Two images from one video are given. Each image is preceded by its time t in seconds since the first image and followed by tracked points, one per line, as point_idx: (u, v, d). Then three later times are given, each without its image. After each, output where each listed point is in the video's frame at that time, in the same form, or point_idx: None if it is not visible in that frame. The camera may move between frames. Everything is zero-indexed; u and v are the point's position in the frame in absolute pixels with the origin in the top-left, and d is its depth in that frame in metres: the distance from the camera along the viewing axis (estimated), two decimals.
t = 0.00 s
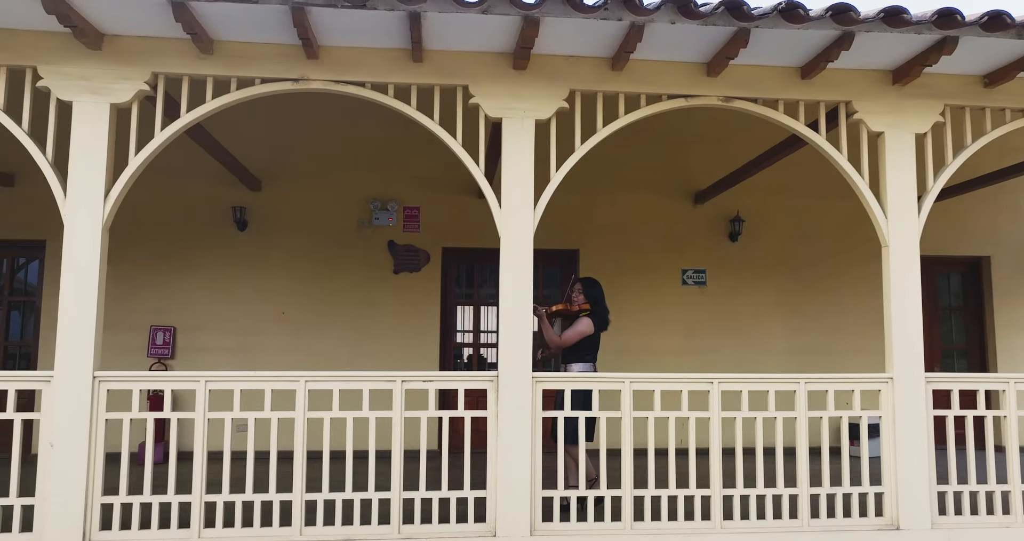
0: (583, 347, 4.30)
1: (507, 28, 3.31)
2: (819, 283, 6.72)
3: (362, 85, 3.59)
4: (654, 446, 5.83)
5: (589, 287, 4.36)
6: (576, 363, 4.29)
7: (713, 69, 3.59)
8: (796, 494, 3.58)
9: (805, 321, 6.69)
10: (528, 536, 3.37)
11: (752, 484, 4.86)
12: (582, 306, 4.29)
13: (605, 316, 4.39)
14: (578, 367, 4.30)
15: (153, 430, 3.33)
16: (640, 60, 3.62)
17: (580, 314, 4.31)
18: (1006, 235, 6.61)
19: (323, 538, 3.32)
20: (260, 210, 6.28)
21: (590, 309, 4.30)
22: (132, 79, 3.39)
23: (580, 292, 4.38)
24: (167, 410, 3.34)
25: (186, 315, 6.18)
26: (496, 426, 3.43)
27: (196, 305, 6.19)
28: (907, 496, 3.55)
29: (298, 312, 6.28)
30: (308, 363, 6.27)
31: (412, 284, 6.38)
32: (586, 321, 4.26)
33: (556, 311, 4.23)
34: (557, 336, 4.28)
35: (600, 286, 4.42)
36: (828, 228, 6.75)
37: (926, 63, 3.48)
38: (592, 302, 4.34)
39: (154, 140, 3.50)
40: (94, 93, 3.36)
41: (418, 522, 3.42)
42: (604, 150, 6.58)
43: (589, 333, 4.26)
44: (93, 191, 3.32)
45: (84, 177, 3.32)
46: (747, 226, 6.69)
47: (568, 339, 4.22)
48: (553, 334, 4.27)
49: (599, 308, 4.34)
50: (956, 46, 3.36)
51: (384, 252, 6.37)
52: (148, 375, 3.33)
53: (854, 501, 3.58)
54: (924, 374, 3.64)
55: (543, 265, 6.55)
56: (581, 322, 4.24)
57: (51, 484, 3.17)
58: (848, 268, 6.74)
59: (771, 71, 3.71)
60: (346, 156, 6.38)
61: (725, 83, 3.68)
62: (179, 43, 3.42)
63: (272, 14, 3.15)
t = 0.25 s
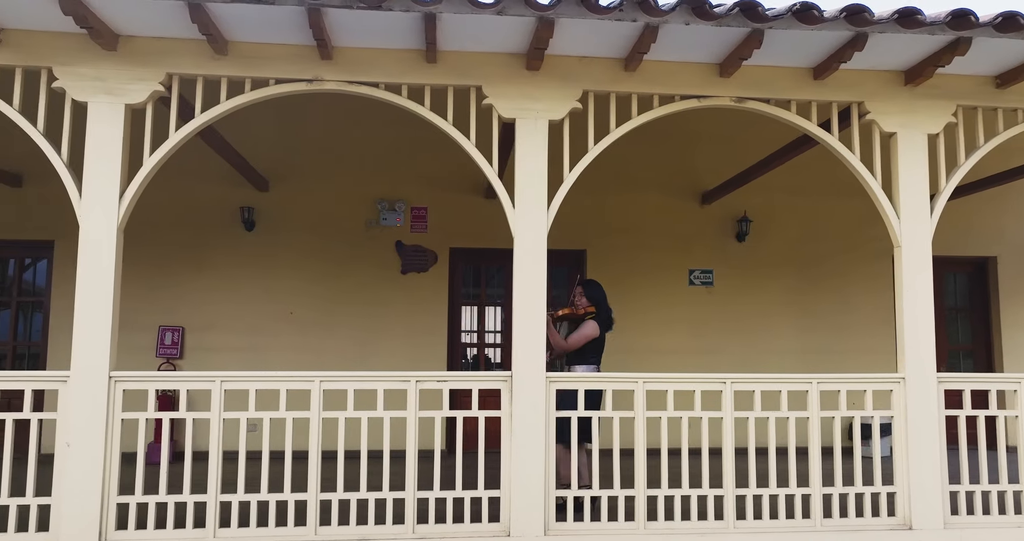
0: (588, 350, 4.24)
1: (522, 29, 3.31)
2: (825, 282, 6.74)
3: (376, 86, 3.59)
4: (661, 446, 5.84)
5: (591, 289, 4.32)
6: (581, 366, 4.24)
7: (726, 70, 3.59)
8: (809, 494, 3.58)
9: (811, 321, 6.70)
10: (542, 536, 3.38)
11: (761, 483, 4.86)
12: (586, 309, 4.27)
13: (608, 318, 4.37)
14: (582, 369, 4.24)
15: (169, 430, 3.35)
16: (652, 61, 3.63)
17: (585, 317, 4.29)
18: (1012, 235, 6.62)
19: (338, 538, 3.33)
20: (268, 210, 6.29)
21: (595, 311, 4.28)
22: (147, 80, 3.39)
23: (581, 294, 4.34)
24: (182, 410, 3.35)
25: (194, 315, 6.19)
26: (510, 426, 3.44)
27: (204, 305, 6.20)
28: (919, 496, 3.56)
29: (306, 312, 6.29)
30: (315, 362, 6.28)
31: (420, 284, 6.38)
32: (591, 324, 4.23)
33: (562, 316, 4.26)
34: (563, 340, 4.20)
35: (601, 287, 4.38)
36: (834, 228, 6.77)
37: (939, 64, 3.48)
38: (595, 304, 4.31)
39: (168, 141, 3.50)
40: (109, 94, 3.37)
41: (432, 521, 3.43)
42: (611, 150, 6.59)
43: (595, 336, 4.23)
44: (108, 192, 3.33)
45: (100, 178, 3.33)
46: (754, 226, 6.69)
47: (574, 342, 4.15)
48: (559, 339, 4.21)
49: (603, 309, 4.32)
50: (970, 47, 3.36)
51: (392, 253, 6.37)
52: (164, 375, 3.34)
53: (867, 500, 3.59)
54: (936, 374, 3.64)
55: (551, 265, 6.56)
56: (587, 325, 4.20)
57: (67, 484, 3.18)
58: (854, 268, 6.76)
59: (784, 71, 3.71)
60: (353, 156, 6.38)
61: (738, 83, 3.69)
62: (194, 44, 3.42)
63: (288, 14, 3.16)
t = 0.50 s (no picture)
0: (589, 352, 4.26)
1: (536, 30, 3.32)
2: (832, 283, 6.74)
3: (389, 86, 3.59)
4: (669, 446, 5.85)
5: (593, 291, 4.39)
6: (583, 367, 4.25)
7: (739, 71, 3.60)
8: (822, 495, 3.58)
9: (818, 321, 6.71)
10: (555, 537, 3.38)
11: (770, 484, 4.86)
12: (588, 311, 4.36)
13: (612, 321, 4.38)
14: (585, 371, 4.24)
15: (184, 430, 3.36)
16: (665, 62, 3.64)
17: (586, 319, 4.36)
18: (1019, 236, 6.62)
19: (352, 538, 3.33)
20: (276, 211, 6.29)
21: (597, 314, 4.33)
22: (161, 80, 3.40)
23: (585, 297, 4.43)
24: (197, 411, 3.36)
25: (202, 315, 6.20)
26: (523, 426, 3.44)
27: (212, 305, 6.21)
28: (931, 496, 3.56)
29: (313, 313, 6.30)
30: (323, 363, 6.29)
31: (427, 284, 6.39)
32: (591, 326, 4.25)
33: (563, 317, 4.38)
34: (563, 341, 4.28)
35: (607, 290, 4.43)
36: (841, 228, 6.78)
37: (952, 64, 3.48)
38: (598, 306, 4.36)
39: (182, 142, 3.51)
40: (124, 94, 3.38)
41: (445, 522, 3.43)
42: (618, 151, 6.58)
43: (596, 337, 4.23)
44: (123, 193, 3.34)
45: (114, 179, 3.34)
46: (760, 227, 6.70)
47: (573, 343, 4.19)
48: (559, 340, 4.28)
49: (605, 311, 4.35)
50: (983, 48, 3.36)
51: (399, 253, 6.38)
52: (179, 376, 3.35)
53: (879, 501, 3.59)
54: (948, 375, 3.65)
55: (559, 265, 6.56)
56: (587, 327, 4.23)
57: (83, 484, 3.19)
58: (860, 269, 6.77)
59: (796, 72, 3.72)
60: (360, 156, 6.39)
61: (750, 85, 3.69)
62: (208, 45, 3.43)
63: (303, 16, 3.16)
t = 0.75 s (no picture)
0: (587, 349, 4.29)
1: (550, 31, 3.32)
2: (839, 283, 6.75)
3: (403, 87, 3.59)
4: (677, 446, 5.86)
5: (595, 290, 4.41)
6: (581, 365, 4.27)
7: (752, 72, 3.61)
8: (835, 495, 3.59)
9: (824, 322, 6.72)
10: (570, 536, 3.39)
11: (779, 484, 4.87)
12: (587, 309, 4.37)
13: (611, 320, 4.40)
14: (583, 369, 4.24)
15: (200, 430, 3.37)
16: (678, 63, 3.65)
17: (585, 317, 4.37)
18: None
19: (367, 538, 3.34)
20: (284, 211, 6.30)
21: (596, 312, 4.34)
22: (177, 82, 3.41)
23: (587, 296, 4.45)
24: (213, 411, 3.37)
25: (210, 315, 6.21)
26: (538, 426, 3.45)
27: (220, 306, 6.22)
28: (944, 497, 3.56)
29: (321, 313, 6.31)
30: (331, 363, 6.29)
31: (435, 284, 6.40)
32: (589, 323, 4.27)
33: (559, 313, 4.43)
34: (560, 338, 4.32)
35: (610, 290, 4.45)
36: (848, 229, 6.79)
37: (965, 66, 3.48)
38: (598, 304, 4.38)
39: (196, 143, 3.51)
40: (140, 96, 3.39)
41: (460, 522, 3.44)
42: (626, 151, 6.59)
43: (593, 335, 4.24)
44: (138, 194, 3.35)
45: (130, 179, 3.35)
46: (767, 227, 6.71)
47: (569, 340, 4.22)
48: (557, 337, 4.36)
49: (605, 310, 4.37)
50: (996, 49, 3.37)
51: (407, 253, 6.39)
52: (195, 377, 3.36)
53: (892, 501, 3.59)
54: (960, 375, 3.65)
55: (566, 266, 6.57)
56: (584, 324, 4.25)
57: (99, 483, 3.20)
58: (867, 269, 6.78)
59: (808, 73, 3.73)
60: (368, 157, 6.39)
61: (763, 86, 3.70)
62: (223, 47, 3.44)
63: (318, 17, 3.17)
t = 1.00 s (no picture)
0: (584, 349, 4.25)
1: (566, 32, 3.34)
2: (846, 284, 6.76)
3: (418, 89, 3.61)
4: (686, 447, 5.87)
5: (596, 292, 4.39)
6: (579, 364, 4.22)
7: (765, 73, 3.63)
8: (848, 495, 3.59)
9: (832, 322, 6.72)
10: (585, 537, 3.40)
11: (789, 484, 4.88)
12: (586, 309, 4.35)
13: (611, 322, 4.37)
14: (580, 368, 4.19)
15: (216, 431, 3.37)
16: (691, 64, 3.66)
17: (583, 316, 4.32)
18: None
19: (383, 538, 3.35)
20: (292, 212, 6.31)
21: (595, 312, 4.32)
22: (193, 83, 3.42)
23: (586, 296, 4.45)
24: (230, 411, 3.37)
25: (219, 316, 6.22)
26: (553, 427, 3.45)
27: (228, 306, 6.23)
28: (958, 497, 3.57)
29: (330, 313, 6.32)
30: (339, 363, 6.30)
31: (443, 285, 6.40)
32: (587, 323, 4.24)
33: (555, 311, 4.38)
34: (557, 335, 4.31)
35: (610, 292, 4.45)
36: (854, 230, 6.80)
37: (979, 67, 3.48)
38: (598, 306, 4.36)
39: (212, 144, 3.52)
40: (156, 97, 3.40)
41: (475, 522, 3.45)
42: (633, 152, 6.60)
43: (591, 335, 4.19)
44: (154, 194, 3.36)
45: (146, 180, 3.36)
46: (775, 228, 6.72)
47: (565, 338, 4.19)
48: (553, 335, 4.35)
49: (604, 311, 4.35)
50: (1010, 50, 3.37)
51: (415, 254, 6.40)
52: (211, 377, 3.36)
53: (906, 502, 3.60)
54: (974, 376, 3.66)
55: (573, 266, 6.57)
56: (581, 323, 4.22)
57: (116, 484, 3.21)
58: (874, 270, 6.79)
59: (822, 74, 3.74)
60: (376, 158, 6.40)
61: (776, 87, 3.71)
62: (239, 48, 3.45)
63: (335, 19, 3.19)
